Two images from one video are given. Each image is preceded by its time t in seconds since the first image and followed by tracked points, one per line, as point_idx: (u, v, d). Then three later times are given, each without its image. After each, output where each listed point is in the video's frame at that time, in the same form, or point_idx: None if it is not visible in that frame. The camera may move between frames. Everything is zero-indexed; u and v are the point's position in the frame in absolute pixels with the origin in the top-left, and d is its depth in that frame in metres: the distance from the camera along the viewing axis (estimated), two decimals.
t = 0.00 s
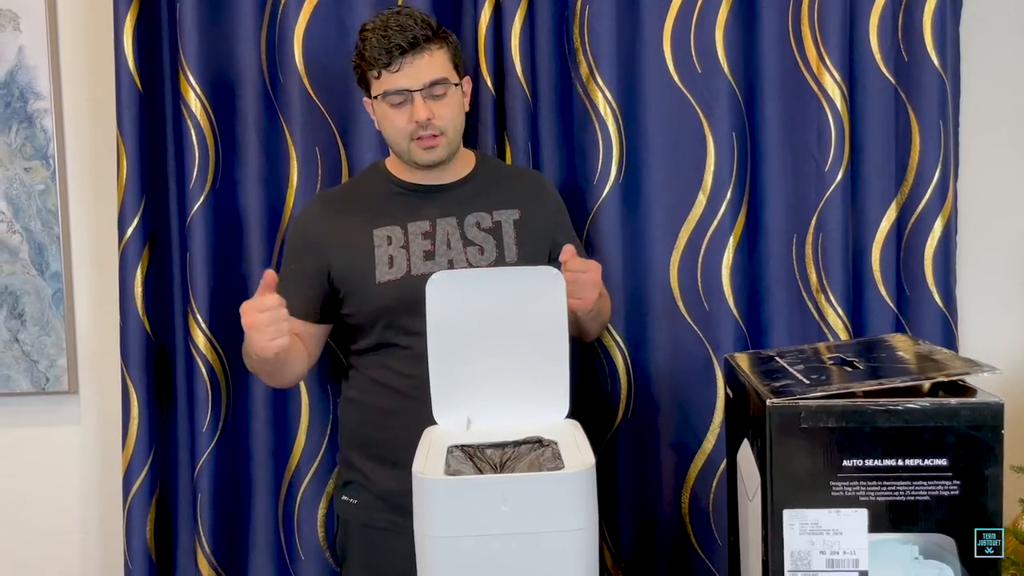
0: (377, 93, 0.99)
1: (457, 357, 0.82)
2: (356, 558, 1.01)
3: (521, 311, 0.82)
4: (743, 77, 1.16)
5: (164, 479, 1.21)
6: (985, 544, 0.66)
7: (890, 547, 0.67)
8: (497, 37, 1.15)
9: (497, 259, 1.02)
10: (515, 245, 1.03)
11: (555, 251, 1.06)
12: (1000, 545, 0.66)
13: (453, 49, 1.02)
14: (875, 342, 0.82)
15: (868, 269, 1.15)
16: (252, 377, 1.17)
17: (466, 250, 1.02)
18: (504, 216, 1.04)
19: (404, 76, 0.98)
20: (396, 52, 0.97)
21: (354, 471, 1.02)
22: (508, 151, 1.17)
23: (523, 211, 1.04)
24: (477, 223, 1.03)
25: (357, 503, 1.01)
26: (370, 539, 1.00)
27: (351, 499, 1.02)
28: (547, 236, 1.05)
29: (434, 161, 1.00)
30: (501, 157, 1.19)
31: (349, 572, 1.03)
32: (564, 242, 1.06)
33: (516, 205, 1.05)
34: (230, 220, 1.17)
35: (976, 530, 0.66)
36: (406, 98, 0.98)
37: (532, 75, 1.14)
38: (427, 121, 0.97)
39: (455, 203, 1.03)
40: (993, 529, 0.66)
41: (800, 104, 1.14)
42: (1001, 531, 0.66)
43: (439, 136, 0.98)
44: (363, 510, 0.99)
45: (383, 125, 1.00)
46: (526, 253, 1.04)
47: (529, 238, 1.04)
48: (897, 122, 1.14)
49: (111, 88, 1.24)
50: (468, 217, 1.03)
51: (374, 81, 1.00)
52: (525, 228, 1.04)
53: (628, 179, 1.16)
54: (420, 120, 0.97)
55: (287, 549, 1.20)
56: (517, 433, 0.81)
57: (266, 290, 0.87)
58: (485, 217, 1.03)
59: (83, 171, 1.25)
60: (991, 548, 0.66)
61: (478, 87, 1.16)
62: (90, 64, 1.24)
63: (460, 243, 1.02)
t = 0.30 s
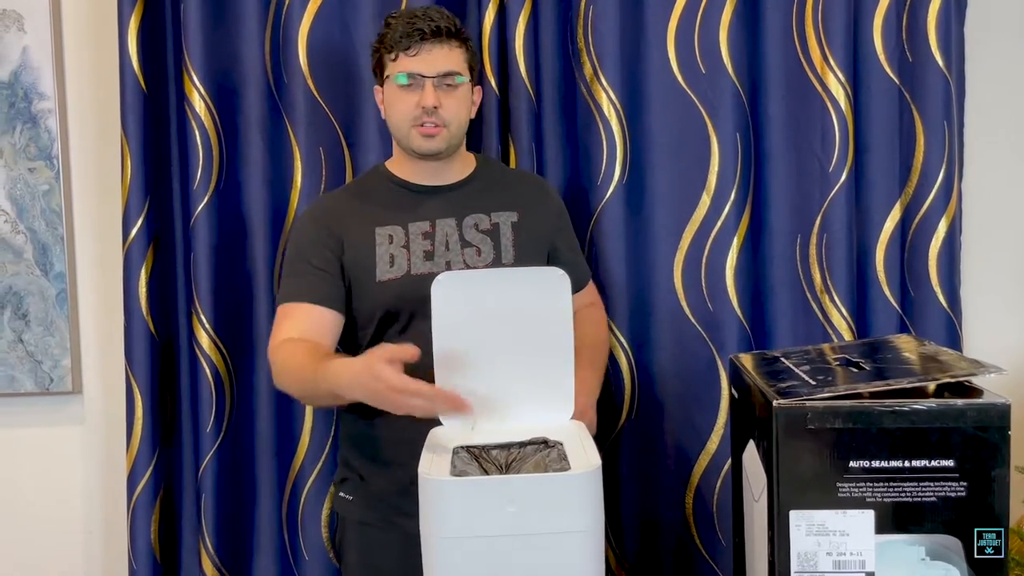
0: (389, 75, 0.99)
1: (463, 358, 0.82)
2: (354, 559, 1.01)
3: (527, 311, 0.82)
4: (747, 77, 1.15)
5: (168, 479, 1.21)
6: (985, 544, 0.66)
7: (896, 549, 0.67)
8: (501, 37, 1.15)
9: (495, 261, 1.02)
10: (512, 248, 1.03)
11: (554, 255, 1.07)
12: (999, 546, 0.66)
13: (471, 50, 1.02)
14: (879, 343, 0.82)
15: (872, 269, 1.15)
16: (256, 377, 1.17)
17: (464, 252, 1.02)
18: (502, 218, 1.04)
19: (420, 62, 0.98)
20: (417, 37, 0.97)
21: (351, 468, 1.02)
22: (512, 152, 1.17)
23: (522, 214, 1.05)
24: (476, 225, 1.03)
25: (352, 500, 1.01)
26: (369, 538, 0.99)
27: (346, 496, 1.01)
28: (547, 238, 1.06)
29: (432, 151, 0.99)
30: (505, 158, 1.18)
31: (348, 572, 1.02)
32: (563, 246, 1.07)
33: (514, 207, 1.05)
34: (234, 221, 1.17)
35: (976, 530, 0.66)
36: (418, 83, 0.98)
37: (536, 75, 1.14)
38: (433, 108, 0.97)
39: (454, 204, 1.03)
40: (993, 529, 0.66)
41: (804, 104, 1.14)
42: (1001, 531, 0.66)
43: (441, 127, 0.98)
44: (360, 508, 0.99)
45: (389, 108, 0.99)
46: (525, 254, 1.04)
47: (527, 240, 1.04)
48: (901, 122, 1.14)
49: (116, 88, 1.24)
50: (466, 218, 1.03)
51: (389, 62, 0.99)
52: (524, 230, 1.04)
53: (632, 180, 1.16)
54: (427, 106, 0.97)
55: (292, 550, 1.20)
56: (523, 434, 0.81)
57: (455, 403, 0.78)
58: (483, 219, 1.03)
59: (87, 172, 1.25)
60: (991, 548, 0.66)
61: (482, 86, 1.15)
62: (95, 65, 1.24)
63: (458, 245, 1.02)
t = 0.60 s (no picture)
0: (394, 80, 0.99)
1: (466, 358, 0.81)
2: (358, 560, 1.00)
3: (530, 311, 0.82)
4: (750, 76, 1.15)
5: (170, 479, 1.21)
6: (985, 544, 0.66)
7: (902, 549, 0.67)
8: (504, 37, 1.15)
9: (508, 263, 1.02)
10: (524, 251, 1.03)
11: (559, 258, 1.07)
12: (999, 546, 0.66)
13: (474, 46, 1.02)
14: (882, 343, 0.81)
15: (875, 268, 1.15)
16: (258, 378, 1.17)
17: (477, 254, 1.01)
18: (514, 221, 1.04)
19: (423, 65, 0.97)
20: (417, 40, 0.97)
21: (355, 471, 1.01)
22: (515, 152, 1.17)
23: (533, 218, 1.05)
24: (488, 227, 1.03)
25: (357, 503, 1.00)
26: (373, 540, 0.99)
27: (351, 500, 1.01)
28: (554, 241, 1.06)
29: (444, 153, 0.99)
30: (507, 158, 1.18)
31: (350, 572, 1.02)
32: (569, 256, 1.07)
33: (525, 211, 1.05)
34: (235, 221, 1.16)
35: (976, 530, 0.66)
36: (423, 87, 0.97)
37: (539, 74, 1.14)
38: (441, 111, 0.97)
39: (466, 206, 1.03)
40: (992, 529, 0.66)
41: (808, 103, 1.14)
42: (1001, 531, 0.65)
43: (451, 128, 0.98)
44: (366, 510, 0.99)
45: (397, 113, 0.99)
46: (536, 258, 1.04)
47: (535, 241, 1.04)
48: (905, 121, 1.14)
49: (117, 87, 1.24)
50: (479, 220, 1.03)
51: (392, 68, 0.99)
52: (536, 234, 1.04)
53: (635, 179, 1.15)
54: (435, 109, 0.97)
55: (294, 551, 1.20)
56: (526, 433, 0.80)
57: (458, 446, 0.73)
58: (496, 221, 1.03)
59: (89, 171, 1.24)
60: (991, 548, 0.66)
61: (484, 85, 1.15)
62: (96, 64, 1.23)
63: (472, 247, 1.02)
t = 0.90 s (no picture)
0: (392, 80, 0.98)
1: (470, 359, 0.81)
2: (368, 563, 1.00)
3: (534, 312, 0.82)
4: (755, 75, 1.14)
5: (172, 480, 1.21)
6: (985, 544, 0.65)
7: (912, 552, 0.66)
8: (507, 37, 1.14)
9: (511, 258, 1.02)
10: (525, 245, 1.03)
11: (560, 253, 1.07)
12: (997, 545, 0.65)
13: (469, 45, 1.02)
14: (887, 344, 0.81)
15: (880, 268, 1.14)
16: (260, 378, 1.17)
17: (479, 250, 1.01)
18: (513, 215, 1.04)
19: (422, 65, 0.97)
20: (417, 40, 0.97)
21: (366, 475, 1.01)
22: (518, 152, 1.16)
23: (530, 210, 1.05)
24: (488, 222, 1.03)
25: (370, 508, 0.99)
26: (383, 543, 0.99)
27: (362, 504, 1.00)
28: (554, 234, 1.06)
29: (445, 154, 0.99)
30: (511, 159, 1.18)
31: None
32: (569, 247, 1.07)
33: (522, 203, 1.05)
34: (237, 221, 1.16)
35: (975, 530, 0.65)
36: (422, 87, 0.97)
37: (542, 74, 1.14)
38: (442, 111, 0.96)
39: (464, 204, 1.03)
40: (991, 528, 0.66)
41: (812, 103, 1.13)
42: (1001, 531, 0.65)
43: (451, 129, 0.98)
44: (379, 515, 0.98)
45: (396, 114, 0.99)
46: (537, 253, 1.04)
47: (536, 235, 1.04)
48: (910, 121, 1.14)
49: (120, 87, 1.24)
50: (478, 216, 1.03)
51: (389, 68, 0.99)
52: (536, 227, 1.04)
53: (639, 179, 1.15)
54: (435, 109, 0.96)
55: (297, 551, 1.20)
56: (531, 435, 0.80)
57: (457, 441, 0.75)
58: (494, 216, 1.03)
59: (92, 171, 1.24)
60: (991, 547, 0.65)
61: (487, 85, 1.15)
62: (98, 63, 1.23)
63: (473, 243, 1.01)
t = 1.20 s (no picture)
0: (385, 79, 0.98)
1: (475, 361, 0.81)
2: (373, 566, 1.00)
3: (540, 312, 0.81)
4: (760, 75, 1.14)
5: (175, 481, 1.20)
6: (984, 543, 0.65)
7: (921, 556, 0.65)
8: (512, 37, 1.14)
9: (506, 250, 1.02)
10: (521, 238, 1.03)
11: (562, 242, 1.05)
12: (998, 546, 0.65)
13: (465, 46, 1.01)
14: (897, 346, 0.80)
15: (886, 268, 1.13)
16: (263, 379, 1.16)
17: (474, 245, 1.01)
18: (508, 209, 1.03)
19: (416, 65, 0.97)
20: (411, 40, 0.96)
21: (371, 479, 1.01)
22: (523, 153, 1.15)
23: (527, 204, 1.04)
24: (483, 217, 1.02)
25: (374, 513, 0.99)
26: (387, 546, 0.98)
27: (368, 509, 1.00)
28: (551, 226, 1.04)
29: (436, 153, 0.98)
30: (516, 160, 1.17)
31: None
32: (570, 227, 1.05)
33: (519, 198, 1.04)
34: (240, 222, 1.16)
35: (976, 530, 0.65)
36: (415, 87, 0.97)
37: (547, 74, 1.13)
38: (434, 112, 0.96)
39: (459, 200, 1.03)
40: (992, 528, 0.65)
41: (817, 103, 1.13)
42: (1000, 531, 0.64)
43: (443, 128, 0.97)
44: (383, 520, 0.98)
45: (388, 112, 0.98)
46: (535, 248, 1.03)
47: (532, 229, 1.04)
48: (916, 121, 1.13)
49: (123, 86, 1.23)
50: (474, 211, 1.02)
51: (383, 67, 0.98)
52: (532, 221, 1.04)
53: (643, 180, 1.15)
54: (427, 110, 0.96)
55: (300, 553, 1.19)
56: (537, 437, 0.79)
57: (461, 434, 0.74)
58: (490, 211, 1.03)
59: (94, 172, 1.24)
60: (991, 547, 0.65)
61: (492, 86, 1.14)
62: (101, 63, 1.23)
63: (467, 238, 1.01)
